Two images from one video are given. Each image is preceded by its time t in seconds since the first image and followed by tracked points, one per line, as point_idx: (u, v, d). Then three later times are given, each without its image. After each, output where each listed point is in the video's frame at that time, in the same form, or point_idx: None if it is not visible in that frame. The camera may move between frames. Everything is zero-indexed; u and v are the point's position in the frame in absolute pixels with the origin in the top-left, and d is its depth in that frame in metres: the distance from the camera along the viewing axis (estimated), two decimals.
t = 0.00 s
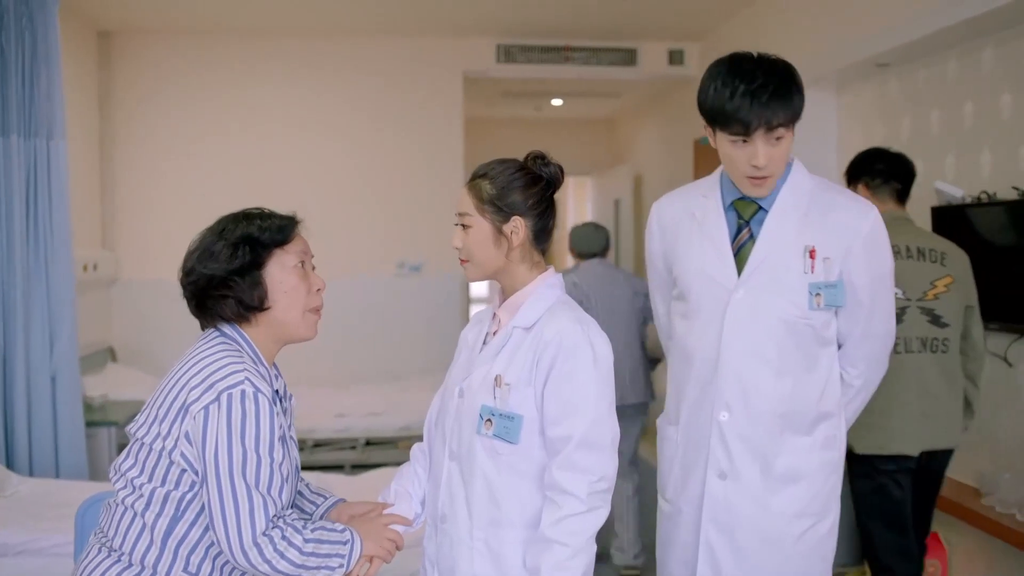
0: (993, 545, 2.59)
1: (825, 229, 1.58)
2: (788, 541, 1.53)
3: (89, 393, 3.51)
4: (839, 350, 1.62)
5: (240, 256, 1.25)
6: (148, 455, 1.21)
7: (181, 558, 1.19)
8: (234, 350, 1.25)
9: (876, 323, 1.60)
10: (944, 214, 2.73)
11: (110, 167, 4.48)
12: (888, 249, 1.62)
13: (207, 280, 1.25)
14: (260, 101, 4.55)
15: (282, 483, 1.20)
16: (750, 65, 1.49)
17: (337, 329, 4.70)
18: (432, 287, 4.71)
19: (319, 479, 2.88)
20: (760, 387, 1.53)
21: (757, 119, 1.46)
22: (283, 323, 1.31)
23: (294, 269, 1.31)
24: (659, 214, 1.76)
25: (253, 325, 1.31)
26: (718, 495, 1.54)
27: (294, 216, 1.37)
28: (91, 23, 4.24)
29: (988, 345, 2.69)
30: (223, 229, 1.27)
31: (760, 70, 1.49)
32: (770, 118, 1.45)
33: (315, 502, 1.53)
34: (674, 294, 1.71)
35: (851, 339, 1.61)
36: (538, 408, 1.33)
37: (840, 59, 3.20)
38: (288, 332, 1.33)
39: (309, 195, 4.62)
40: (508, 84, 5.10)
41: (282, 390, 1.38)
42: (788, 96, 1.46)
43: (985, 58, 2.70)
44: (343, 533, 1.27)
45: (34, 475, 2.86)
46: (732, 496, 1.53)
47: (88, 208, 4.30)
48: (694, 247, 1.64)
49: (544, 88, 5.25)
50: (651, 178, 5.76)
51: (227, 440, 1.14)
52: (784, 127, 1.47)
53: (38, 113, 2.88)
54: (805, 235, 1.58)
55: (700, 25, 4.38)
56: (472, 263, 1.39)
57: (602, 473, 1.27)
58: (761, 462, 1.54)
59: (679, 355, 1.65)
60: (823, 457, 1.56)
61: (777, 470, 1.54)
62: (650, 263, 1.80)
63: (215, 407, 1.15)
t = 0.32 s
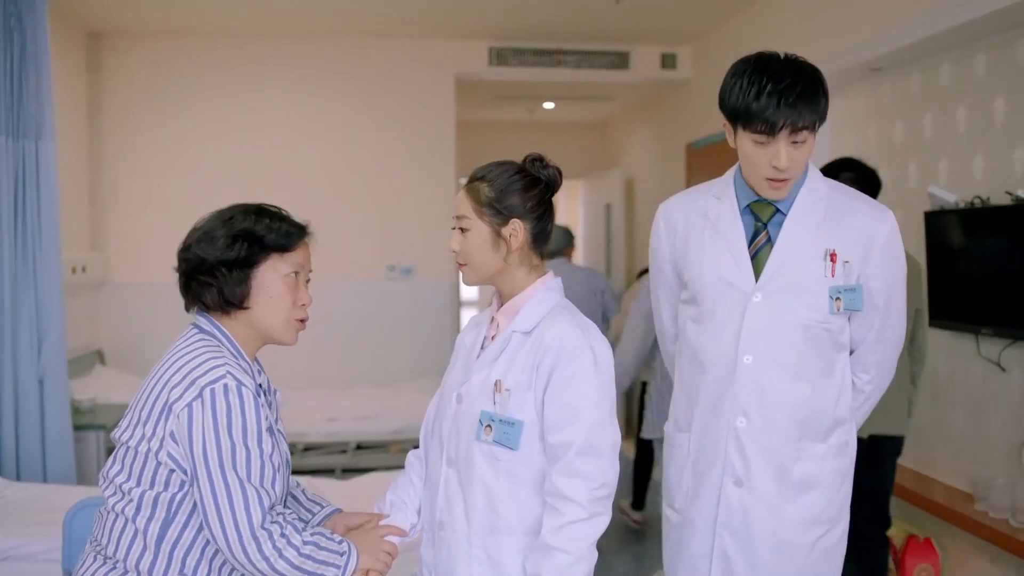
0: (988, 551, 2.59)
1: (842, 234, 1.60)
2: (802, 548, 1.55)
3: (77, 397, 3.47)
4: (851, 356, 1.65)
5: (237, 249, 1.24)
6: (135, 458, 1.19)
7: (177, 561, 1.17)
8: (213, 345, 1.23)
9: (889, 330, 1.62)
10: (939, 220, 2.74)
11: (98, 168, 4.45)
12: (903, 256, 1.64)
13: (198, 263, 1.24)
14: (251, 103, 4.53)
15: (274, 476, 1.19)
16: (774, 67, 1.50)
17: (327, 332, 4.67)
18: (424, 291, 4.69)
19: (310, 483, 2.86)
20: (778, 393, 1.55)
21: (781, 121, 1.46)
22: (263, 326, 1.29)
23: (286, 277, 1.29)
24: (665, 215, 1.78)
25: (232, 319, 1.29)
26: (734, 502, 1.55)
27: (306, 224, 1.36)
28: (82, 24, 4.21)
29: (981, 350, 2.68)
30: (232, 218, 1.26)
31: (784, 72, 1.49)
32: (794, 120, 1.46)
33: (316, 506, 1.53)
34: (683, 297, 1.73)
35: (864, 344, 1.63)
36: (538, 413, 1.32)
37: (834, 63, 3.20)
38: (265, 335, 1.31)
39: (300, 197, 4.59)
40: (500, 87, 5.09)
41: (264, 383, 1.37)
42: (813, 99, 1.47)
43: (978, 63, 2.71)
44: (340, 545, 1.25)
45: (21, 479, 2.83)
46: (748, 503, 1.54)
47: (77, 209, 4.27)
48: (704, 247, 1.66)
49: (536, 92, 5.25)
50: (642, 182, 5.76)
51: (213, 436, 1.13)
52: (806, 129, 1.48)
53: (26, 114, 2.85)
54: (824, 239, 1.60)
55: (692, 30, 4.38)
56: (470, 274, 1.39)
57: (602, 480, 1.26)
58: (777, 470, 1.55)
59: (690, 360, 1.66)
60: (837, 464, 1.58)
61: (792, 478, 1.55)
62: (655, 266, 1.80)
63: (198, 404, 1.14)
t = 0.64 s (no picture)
0: (983, 554, 2.58)
1: (838, 233, 1.60)
2: (800, 553, 1.55)
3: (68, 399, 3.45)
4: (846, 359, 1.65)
5: (210, 247, 1.23)
6: (122, 466, 1.17)
7: (177, 566, 1.16)
8: (189, 344, 1.22)
9: (885, 332, 1.62)
10: (932, 223, 2.74)
11: (89, 169, 4.43)
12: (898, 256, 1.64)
13: (170, 262, 1.23)
14: (243, 104, 4.51)
15: (265, 470, 1.18)
16: (761, 65, 1.52)
17: (319, 334, 4.66)
18: (417, 294, 4.68)
19: (303, 486, 2.84)
20: (776, 393, 1.54)
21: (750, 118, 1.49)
22: (236, 322, 1.29)
23: (261, 271, 1.29)
24: (658, 217, 1.78)
25: (207, 317, 1.29)
26: (732, 505, 1.54)
27: (275, 214, 1.35)
28: (73, 24, 4.19)
29: (975, 353, 2.67)
30: (201, 213, 1.25)
31: (771, 71, 1.51)
32: (763, 120, 1.48)
33: (313, 512, 1.51)
34: (677, 300, 1.72)
35: (859, 346, 1.63)
36: (538, 418, 1.33)
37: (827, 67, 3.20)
38: (239, 332, 1.31)
39: (292, 200, 4.58)
40: (494, 89, 5.09)
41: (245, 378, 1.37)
42: (789, 100, 1.48)
43: (972, 67, 2.71)
44: (336, 554, 1.24)
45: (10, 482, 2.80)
46: (747, 507, 1.53)
47: (68, 211, 4.24)
48: (699, 249, 1.66)
49: (528, 94, 5.24)
50: (635, 184, 5.76)
51: (198, 435, 1.12)
52: (776, 132, 1.50)
53: (17, 114, 2.83)
54: (820, 239, 1.60)
55: (686, 33, 4.38)
56: (463, 276, 1.38)
57: (604, 484, 1.27)
58: (775, 473, 1.54)
59: (685, 362, 1.65)
60: (834, 467, 1.57)
61: (790, 481, 1.54)
62: (649, 268, 1.80)
63: (180, 405, 1.12)
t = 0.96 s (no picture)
0: (979, 557, 2.58)
1: (834, 235, 1.60)
2: (793, 557, 1.54)
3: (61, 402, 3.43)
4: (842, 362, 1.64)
5: (196, 248, 1.23)
6: (108, 473, 1.17)
7: (165, 573, 1.15)
8: (175, 348, 1.21)
9: (882, 334, 1.61)
10: (928, 224, 2.74)
11: (82, 171, 4.41)
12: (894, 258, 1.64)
13: (156, 264, 1.22)
14: (237, 106, 4.49)
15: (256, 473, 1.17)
16: (743, 68, 1.50)
17: (312, 337, 4.64)
18: (411, 297, 4.66)
19: (297, 489, 2.83)
20: (771, 396, 1.53)
21: (714, 125, 1.51)
22: (223, 323, 1.29)
23: (248, 271, 1.29)
24: (653, 219, 1.77)
25: (195, 319, 1.28)
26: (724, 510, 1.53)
27: (260, 212, 1.35)
28: (66, 26, 4.17)
29: (971, 355, 2.67)
30: (186, 214, 1.24)
31: (749, 75, 1.50)
32: (724, 126, 1.50)
33: (308, 517, 1.50)
34: (671, 302, 1.71)
35: (855, 348, 1.62)
36: (533, 420, 1.32)
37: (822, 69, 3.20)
38: (226, 334, 1.31)
39: (286, 202, 4.56)
40: (489, 91, 5.08)
41: (234, 382, 1.37)
42: (751, 108, 1.48)
43: (968, 69, 2.71)
44: (330, 559, 1.23)
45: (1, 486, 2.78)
46: (740, 512, 1.53)
47: (61, 213, 4.22)
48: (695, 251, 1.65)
49: (523, 96, 5.24)
50: (630, 186, 5.76)
51: (186, 440, 1.11)
52: (738, 139, 1.51)
53: (10, 116, 2.82)
54: (815, 242, 1.59)
55: (681, 35, 4.38)
56: (457, 275, 1.37)
57: (601, 484, 1.27)
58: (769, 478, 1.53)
59: (679, 365, 1.64)
60: (828, 471, 1.57)
61: (785, 486, 1.54)
62: (643, 270, 1.79)
63: (167, 411, 1.12)
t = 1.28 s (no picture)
0: (985, 555, 2.57)
1: (836, 233, 1.57)
2: (790, 560, 1.51)
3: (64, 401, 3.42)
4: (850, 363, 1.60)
5: (195, 246, 1.22)
6: (105, 472, 1.18)
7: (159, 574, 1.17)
8: (172, 346, 1.22)
9: (889, 334, 1.57)
10: (934, 220, 2.74)
11: (83, 169, 4.40)
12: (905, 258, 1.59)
13: (155, 264, 1.22)
14: (239, 104, 4.48)
15: (246, 479, 1.17)
16: (732, 61, 1.49)
17: (314, 337, 4.62)
18: (413, 295, 4.65)
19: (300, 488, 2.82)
20: (766, 395, 1.52)
21: (704, 120, 1.51)
22: (225, 321, 1.29)
23: (248, 267, 1.29)
24: (664, 215, 1.76)
25: (198, 319, 1.28)
26: (718, 508, 1.53)
27: (256, 208, 1.34)
28: (68, 24, 4.16)
29: (978, 352, 2.66)
30: (182, 213, 1.23)
31: (738, 68, 1.49)
32: (715, 121, 1.50)
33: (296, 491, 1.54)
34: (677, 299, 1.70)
35: (862, 348, 1.59)
36: (545, 420, 1.33)
37: (826, 66, 3.19)
38: (230, 333, 1.31)
39: (287, 200, 4.55)
40: (491, 89, 5.07)
41: (235, 381, 1.39)
42: (736, 101, 1.48)
43: (974, 66, 2.69)
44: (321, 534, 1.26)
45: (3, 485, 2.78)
46: (733, 512, 1.51)
47: (63, 211, 4.21)
48: (699, 249, 1.64)
49: (524, 94, 5.23)
50: (632, 183, 5.76)
51: (176, 441, 1.11)
52: (728, 135, 1.50)
53: (12, 115, 2.81)
54: (816, 240, 1.57)
55: (683, 32, 4.37)
56: (469, 270, 1.38)
57: (614, 485, 1.28)
58: (764, 478, 1.51)
59: (681, 362, 1.64)
60: (829, 474, 1.53)
61: (781, 488, 1.51)
62: (653, 268, 1.78)
63: (158, 409, 1.12)
